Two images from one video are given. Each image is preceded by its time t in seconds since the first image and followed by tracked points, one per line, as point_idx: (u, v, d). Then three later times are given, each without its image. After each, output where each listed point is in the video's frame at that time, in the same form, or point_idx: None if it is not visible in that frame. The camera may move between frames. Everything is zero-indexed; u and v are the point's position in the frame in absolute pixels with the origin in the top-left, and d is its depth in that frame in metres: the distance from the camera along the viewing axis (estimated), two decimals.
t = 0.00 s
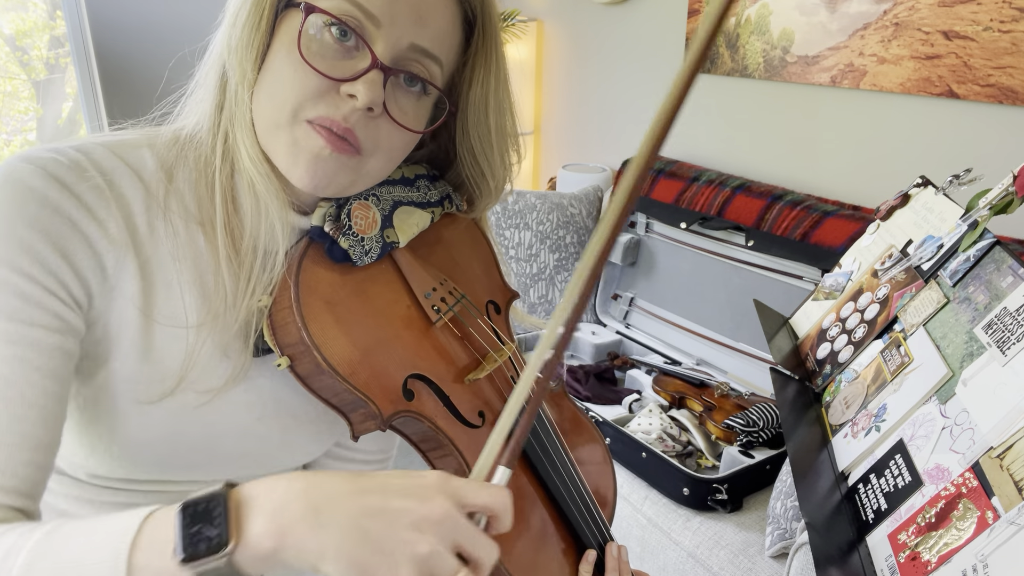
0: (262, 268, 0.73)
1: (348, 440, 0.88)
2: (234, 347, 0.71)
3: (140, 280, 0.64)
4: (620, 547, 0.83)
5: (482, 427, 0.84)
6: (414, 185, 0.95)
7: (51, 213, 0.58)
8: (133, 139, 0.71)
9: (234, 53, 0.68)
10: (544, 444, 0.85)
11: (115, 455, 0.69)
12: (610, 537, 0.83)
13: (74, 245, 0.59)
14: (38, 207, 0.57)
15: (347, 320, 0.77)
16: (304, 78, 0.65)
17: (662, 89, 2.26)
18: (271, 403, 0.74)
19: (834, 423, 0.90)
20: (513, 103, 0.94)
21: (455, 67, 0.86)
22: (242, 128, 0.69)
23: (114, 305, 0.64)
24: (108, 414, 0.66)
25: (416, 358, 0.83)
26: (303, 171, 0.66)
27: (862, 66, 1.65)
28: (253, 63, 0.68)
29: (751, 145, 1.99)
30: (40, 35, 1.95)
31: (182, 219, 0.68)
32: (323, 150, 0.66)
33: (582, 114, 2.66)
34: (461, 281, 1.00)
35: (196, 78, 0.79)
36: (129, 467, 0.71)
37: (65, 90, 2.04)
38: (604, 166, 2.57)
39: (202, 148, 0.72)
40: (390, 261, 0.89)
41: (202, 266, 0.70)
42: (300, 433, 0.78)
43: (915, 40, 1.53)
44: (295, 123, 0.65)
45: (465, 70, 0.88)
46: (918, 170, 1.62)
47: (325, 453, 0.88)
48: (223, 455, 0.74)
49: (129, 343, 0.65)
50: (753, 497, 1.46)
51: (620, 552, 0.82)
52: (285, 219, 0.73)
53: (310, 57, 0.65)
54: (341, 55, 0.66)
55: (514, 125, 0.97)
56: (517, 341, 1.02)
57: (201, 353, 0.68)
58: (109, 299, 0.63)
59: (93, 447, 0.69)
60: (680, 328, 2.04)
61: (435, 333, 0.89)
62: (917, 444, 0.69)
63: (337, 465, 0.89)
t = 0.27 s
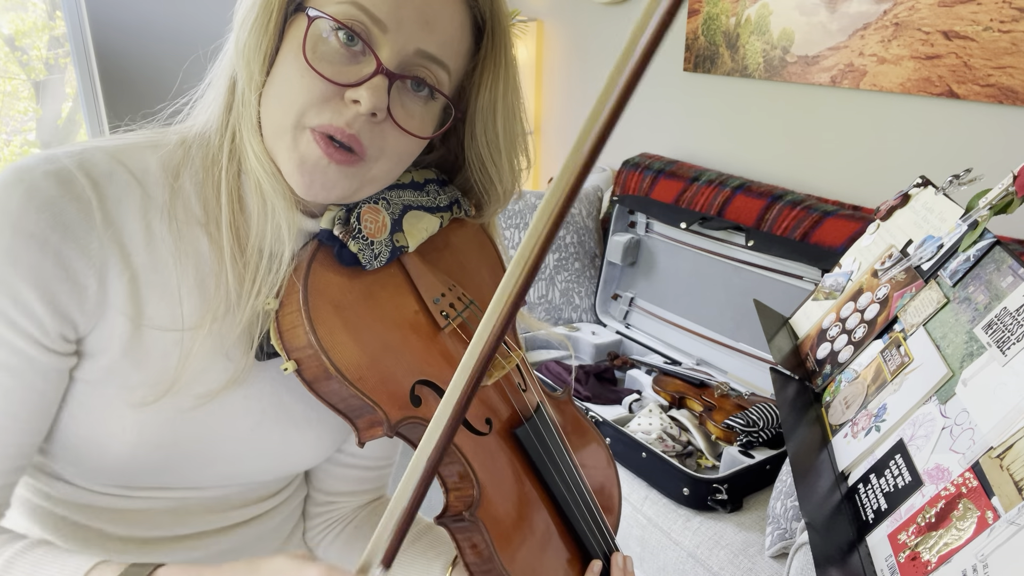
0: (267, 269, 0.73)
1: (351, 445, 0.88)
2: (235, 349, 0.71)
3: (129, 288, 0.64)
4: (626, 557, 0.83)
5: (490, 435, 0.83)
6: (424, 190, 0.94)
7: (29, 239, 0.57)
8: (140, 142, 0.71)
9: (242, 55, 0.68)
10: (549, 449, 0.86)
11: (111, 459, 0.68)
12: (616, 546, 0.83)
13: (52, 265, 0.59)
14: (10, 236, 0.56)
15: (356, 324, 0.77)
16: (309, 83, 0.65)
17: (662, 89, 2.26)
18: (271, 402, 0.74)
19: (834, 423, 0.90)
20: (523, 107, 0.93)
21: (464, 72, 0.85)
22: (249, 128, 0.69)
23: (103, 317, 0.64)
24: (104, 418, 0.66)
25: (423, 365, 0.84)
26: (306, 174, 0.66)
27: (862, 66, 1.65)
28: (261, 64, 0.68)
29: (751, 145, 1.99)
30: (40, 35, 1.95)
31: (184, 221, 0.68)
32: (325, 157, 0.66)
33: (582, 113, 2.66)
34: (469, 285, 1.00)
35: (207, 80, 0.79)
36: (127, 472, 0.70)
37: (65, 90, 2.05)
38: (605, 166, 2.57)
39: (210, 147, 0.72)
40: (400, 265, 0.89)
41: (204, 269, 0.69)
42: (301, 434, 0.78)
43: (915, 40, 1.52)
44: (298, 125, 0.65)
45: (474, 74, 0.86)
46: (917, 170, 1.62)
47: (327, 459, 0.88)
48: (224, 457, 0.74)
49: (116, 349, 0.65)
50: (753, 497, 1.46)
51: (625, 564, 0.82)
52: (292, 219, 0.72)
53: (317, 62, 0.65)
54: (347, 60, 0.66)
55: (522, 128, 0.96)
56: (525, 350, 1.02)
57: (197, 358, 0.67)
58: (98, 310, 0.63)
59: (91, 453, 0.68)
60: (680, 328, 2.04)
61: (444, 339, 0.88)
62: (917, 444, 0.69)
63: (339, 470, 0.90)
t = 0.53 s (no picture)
0: (266, 270, 0.72)
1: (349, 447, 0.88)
2: (233, 349, 0.71)
3: (121, 286, 0.64)
4: (627, 568, 0.82)
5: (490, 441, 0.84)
6: (427, 193, 0.94)
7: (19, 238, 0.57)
8: (143, 140, 0.71)
9: (244, 56, 0.68)
10: (551, 454, 0.85)
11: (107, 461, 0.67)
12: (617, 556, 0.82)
13: (44, 263, 0.59)
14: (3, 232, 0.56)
15: (356, 328, 0.78)
16: (310, 91, 0.65)
17: (662, 89, 2.27)
18: (269, 402, 0.74)
19: (834, 423, 0.90)
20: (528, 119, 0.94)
21: (469, 83, 0.85)
22: (250, 129, 0.69)
23: (94, 316, 0.64)
24: (98, 418, 0.65)
25: (423, 368, 0.84)
26: (307, 179, 0.66)
27: (862, 66, 1.62)
28: (262, 66, 0.68)
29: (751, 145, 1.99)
30: (39, 36, 1.95)
31: (183, 220, 0.68)
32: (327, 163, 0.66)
33: (582, 113, 2.66)
34: (470, 289, 1.01)
35: (212, 78, 0.79)
36: (122, 476, 0.69)
37: (65, 90, 2.06)
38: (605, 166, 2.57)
39: (212, 146, 0.72)
40: (401, 268, 0.89)
41: (202, 270, 0.69)
42: (300, 434, 0.78)
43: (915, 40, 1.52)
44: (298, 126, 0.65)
45: (479, 85, 0.86)
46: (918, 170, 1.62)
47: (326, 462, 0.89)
48: (222, 458, 0.74)
49: (109, 348, 0.65)
50: (753, 497, 1.46)
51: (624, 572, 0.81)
52: (292, 220, 0.72)
53: (317, 70, 0.65)
54: (350, 69, 0.66)
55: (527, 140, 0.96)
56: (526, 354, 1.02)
57: (190, 358, 0.67)
58: (88, 308, 0.64)
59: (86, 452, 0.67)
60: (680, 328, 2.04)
61: (444, 343, 0.90)
62: (917, 444, 0.69)
63: (338, 476, 0.90)
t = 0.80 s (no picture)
0: (266, 273, 0.73)
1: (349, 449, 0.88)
2: (233, 352, 0.71)
3: (122, 290, 0.64)
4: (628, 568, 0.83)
5: (491, 444, 0.86)
6: (427, 196, 0.94)
7: (17, 245, 0.57)
8: (141, 142, 0.71)
9: (243, 57, 0.68)
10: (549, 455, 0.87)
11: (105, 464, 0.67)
12: (617, 557, 0.83)
13: (43, 269, 0.59)
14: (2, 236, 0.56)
15: (357, 333, 0.77)
16: (312, 91, 0.65)
17: (662, 89, 2.27)
18: (267, 403, 0.74)
19: (834, 423, 0.90)
20: (528, 120, 0.94)
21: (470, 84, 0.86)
22: (250, 130, 0.69)
23: (94, 321, 0.64)
24: (97, 421, 0.65)
25: (424, 371, 0.84)
26: (307, 181, 0.66)
27: (862, 66, 1.65)
28: (262, 68, 0.68)
29: (751, 145, 1.99)
30: (39, 36, 1.95)
31: (183, 224, 0.68)
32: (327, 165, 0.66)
33: (582, 114, 2.66)
34: (470, 292, 1.01)
35: (209, 81, 0.79)
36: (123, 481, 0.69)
37: (64, 90, 2.05)
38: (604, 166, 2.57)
39: (211, 149, 0.72)
40: (401, 271, 0.89)
41: (202, 273, 0.70)
42: (300, 435, 0.78)
43: (915, 40, 1.53)
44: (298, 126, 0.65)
45: (481, 86, 0.87)
46: (917, 170, 1.63)
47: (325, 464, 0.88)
48: (221, 460, 0.73)
49: (109, 352, 0.65)
50: (753, 497, 1.46)
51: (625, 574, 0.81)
52: (292, 223, 0.72)
53: (319, 69, 0.65)
54: (353, 68, 0.66)
55: (527, 140, 0.97)
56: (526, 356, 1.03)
57: (190, 363, 0.67)
58: (88, 313, 0.64)
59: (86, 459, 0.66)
60: (680, 328, 2.04)
61: (445, 346, 0.90)
62: (917, 444, 0.69)
63: (337, 477, 0.90)
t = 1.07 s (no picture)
0: (265, 274, 0.72)
1: (348, 449, 0.88)
2: (233, 353, 0.71)
3: (121, 291, 0.64)
4: (629, 566, 0.83)
5: (490, 441, 0.86)
6: (424, 194, 0.94)
7: (17, 244, 0.57)
8: (138, 144, 0.71)
9: (243, 55, 0.68)
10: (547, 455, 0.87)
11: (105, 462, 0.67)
12: (618, 555, 0.82)
13: (43, 270, 0.59)
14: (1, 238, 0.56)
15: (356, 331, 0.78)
16: (317, 80, 0.65)
17: (662, 90, 2.27)
18: (267, 403, 0.74)
19: (834, 423, 0.90)
20: (525, 113, 0.94)
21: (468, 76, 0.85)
22: (248, 129, 0.68)
23: (94, 322, 0.64)
24: (99, 420, 0.65)
25: (423, 370, 0.85)
26: (305, 184, 0.66)
27: (862, 66, 1.65)
28: (264, 64, 0.68)
29: (751, 145, 1.99)
30: (39, 36, 1.95)
31: (180, 225, 0.68)
32: (329, 166, 0.65)
33: (582, 114, 2.66)
34: (469, 289, 1.01)
35: (204, 82, 0.79)
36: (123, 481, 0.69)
37: (64, 90, 2.05)
38: (604, 166, 2.57)
39: (208, 149, 0.72)
40: (400, 270, 0.89)
41: (200, 274, 0.70)
42: (299, 436, 0.78)
43: (915, 40, 1.53)
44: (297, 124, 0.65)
45: (478, 78, 0.87)
46: (917, 170, 1.63)
47: (326, 465, 0.88)
48: (221, 460, 0.73)
49: (108, 354, 0.65)
50: (752, 497, 1.46)
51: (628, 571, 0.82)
52: (290, 224, 0.71)
53: (324, 59, 0.65)
54: (357, 56, 0.67)
55: (526, 132, 0.97)
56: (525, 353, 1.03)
57: (191, 366, 0.67)
58: (88, 314, 0.64)
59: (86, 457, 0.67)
60: (680, 328, 2.04)
61: (445, 344, 0.90)
62: (917, 444, 0.69)
63: (337, 477, 0.90)
